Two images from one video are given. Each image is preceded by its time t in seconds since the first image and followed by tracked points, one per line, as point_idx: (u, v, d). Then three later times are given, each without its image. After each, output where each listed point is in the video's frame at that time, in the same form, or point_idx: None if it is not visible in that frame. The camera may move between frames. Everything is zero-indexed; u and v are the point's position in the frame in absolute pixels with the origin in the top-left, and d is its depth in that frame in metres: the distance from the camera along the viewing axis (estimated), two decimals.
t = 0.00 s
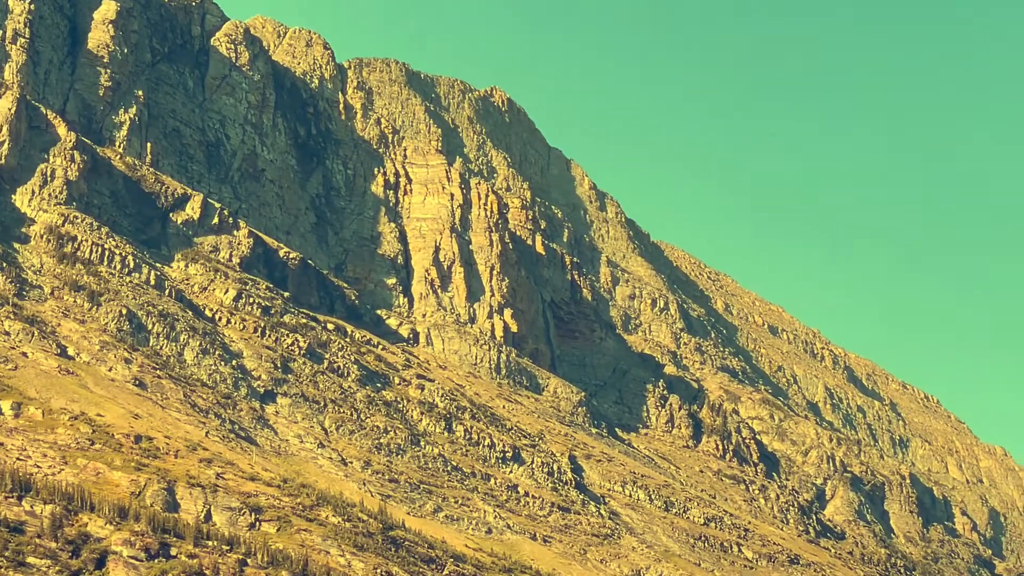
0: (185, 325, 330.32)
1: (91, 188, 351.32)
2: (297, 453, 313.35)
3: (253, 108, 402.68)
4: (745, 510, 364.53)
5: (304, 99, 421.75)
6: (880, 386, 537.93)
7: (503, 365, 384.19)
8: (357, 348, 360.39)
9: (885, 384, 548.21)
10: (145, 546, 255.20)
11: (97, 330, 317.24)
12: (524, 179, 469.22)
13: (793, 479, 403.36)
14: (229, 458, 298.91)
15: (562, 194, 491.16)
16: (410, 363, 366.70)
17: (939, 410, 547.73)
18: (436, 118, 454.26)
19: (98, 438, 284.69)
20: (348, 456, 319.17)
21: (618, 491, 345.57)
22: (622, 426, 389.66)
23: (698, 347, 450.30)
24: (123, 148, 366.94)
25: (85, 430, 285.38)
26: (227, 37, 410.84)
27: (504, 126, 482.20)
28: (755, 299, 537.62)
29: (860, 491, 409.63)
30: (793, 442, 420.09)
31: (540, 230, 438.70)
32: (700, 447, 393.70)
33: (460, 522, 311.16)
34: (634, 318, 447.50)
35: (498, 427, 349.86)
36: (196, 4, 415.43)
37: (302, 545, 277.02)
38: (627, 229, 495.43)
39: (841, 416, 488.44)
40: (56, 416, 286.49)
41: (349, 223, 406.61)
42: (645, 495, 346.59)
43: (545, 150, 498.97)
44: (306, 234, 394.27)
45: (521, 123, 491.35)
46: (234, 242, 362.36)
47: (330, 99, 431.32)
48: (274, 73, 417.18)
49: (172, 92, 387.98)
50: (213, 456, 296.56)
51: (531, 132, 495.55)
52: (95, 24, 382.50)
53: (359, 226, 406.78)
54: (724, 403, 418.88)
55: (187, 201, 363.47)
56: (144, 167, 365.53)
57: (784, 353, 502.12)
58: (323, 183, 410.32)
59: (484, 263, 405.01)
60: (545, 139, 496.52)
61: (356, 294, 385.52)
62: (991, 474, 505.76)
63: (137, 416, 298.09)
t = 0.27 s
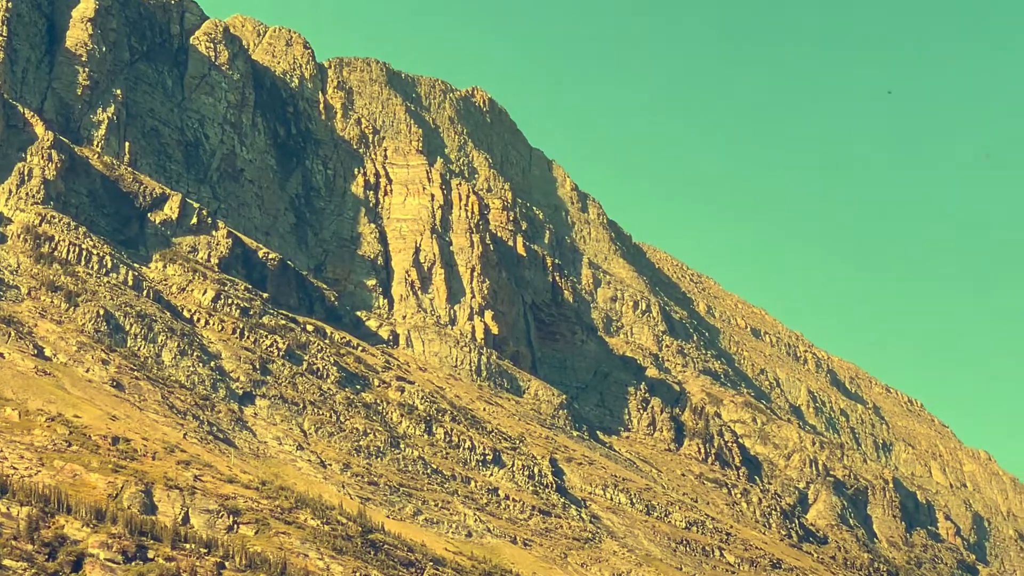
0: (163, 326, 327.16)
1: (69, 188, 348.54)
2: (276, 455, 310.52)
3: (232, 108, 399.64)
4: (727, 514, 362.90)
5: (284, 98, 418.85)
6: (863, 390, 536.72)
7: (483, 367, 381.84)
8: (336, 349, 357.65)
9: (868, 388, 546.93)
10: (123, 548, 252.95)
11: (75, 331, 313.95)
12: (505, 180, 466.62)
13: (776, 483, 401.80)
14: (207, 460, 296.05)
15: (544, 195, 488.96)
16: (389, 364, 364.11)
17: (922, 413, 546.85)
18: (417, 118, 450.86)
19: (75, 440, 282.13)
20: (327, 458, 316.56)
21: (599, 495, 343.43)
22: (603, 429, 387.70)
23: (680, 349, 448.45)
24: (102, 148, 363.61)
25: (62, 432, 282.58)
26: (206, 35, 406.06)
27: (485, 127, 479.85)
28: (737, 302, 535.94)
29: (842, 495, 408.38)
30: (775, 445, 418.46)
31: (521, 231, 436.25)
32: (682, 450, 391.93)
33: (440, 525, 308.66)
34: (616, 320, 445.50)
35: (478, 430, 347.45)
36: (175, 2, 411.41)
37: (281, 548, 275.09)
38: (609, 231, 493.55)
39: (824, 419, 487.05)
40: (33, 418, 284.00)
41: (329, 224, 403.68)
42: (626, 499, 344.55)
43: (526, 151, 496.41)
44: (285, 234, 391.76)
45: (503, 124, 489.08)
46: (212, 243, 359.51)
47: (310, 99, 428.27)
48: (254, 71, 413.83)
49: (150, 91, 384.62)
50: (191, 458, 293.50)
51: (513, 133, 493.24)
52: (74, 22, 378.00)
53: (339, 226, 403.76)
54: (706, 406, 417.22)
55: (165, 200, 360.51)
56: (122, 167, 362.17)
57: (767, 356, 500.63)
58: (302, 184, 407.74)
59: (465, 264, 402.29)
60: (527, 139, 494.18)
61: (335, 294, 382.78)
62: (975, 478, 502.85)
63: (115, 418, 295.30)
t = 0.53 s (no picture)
0: (134, 326, 319.42)
1: (38, 185, 340.03)
2: (249, 459, 303.69)
3: (205, 104, 392.15)
4: (708, 520, 357.43)
5: (258, 94, 411.35)
6: (848, 394, 531.77)
7: (461, 369, 375.23)
8: (311, 351, 350.64)
9: (853, 392, 542.11)
10: (92, 553, 247.21)
11: (43, 331, 306.30)
12: (484, 178, 459.52)
13: (758, 488, 396.39)
14: (179, 464, 288.96)
15: (523, 194, 482.26)
16: (365, 366, 357.32)
17: (908, 418, 542.20)
18: (394, 115, 444.82)
19: (43, 442, 275.60)
20: (301, 462, 309.81)
21: (578, 500, 337.27)
22: (583, 433, 381.48)
23: (662, 352, 442.69)
24: (71, 144, 356.18)
25: (30, 434, 275.92)
26: (179, 30, 398.81)
27: (463, 124, 472.58)
28: (720, 304, 530.39)
29: (827, 500, 403.32)
30: (758, 450, 412.93)
31: (500, 230, 429.15)
32: (663, 454, 386.07)
33: (416, 531, 302.08)
34: (596, 321, 439.40)
35: (455, 434, 340.93)
36: None
37: (253, 553, 267.94)
38: (589, 230, 487.14)
39: (808, 422, 481.79)
40: None
41: (304, 222, 396.34)
42: (607, 504, 338.43)
43: (506, 148, 488.84)
44: (259, 233, 384.84)
45: (481, 121, 481.69)
46: (184, 242, 352.31)
47: (285, 95, 421.16)
48: (228, 67, 406.49)
49: (122, 86, 376.89)
50: (162, 461, 286.24)
51: (492, 130, 485.44)
52: (43, 15, 369.53)
53: (314, 224, 396.66)
54: (688, 409, 411.32)
55: (136, 198, 352.37)
56: (93, 163, 354.75)
57: (750, 359, 495.20)
58: (276, 181, 400.56)
59: (442, 264, 395.43)
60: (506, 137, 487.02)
61: (310, 295, 375.71)
62: (961, 484, 502.04)
63: (84, 420, 288.47)
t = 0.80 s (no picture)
0: (108, 325, 311.69)
1: (9, 181, 331.42)
2: (225, 461, 297.29)
3: (180, 98, 384.82)
4: (693, 524, 351.57)
5: (235, 89, 404.54)
6: (836, 395, 526.44)
7: (441, 370, 368.88)
8: (288, 351, 343.89)
9: (842, 393, 536.84)
10: (63, 557, 240.88)
11: (13, 330, 299.05)
12: (465, 175, 452.45)
13: (744, 492, 391.14)
14: (153, 466, 282.04)
15: (505, 191, 475.66)
16: (344, 366, 350.74)
17: (897, 420, 537.25)
18: (374, 110, 437.30)
19: (14, 443, 269.19)
20: (279, 464, 303.34)
21: (561, 503, 331.06)
22: (565, 435, 375.64)
23: (646, 353, 437.17)
24: (43, 139, 348.68)
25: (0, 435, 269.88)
26: (155, 22, 391.94)
27: (444, 119, 465.63)
28: (705, 303, 524.68)
29: (814, 504, 398.63)
30: (744, 452, 407.44)
31: (481, 228, 421.97)
32: (647, 457, 380.60)
33: (395, 535, 295.57)
34: (580, 321, 433.43)
35: (436, 435, 334.51)
36: None
37: (228, 558, 261.36)
38: (573, 228, 479.72)
39: (795, 425, 476.43)
40: None
41: (281, 220, 390.45)
42: (590, 508, 332.57)
43: (487, 144, 480.65)
44: (235, 230, 378.40)
45: (463, 117, 474.84)
46: (158, 239, 344.90)
47: (262, 90, 413.67)
48: (204, 60, 398.64)
49: (95, 80, 369.25)
50: (136, 463, 279.43)
51: (474, 125, 479.17)
52: (15, 8, 362.09)
53: (292, 222, 390.69)
54: (672, 411, 405.43)
55: (110, 195, 345.17)
56: (65, 159, 347.38)
57: (737, 359, 489.67)
58: (253, 178, 394.30)
59: (423, 263, 388.23)
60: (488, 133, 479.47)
61: (288, 293, 369.28)
62: (951, 487, 499.07)
63: (56, 421, 282.07)
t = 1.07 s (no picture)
0: (82, 321, 307.08)
1: None
2: (200, 459, 292.10)
3: (156, 92, 379.81)
4: (675, 524, 347.62)
5: (212, 82, 399.31)
6: (820, 394, 523.09)
7: (420, 368, 364.40)
8: (265, 348, 338.91)
9: (826, 392, 533.60)
10: (36, 557, 235.64)
11: None
12: (445, 170, 448.09)
13: (727, 492, 387.38)
14: (128, 465, 276.80)
15: (486, 187, 470.83)
16: (321, 364, 345.93)
17: (882, 419, 534.22)
18: (352, 104, 432.82)
19: None
20: (255, 463, 298.37)
21: (542, 503, 326.93)
22: (546, 434, 371.41)
23: (628, 351, 433.00)
24: (16, 132, 342.42)
25: None
26: (130, 15, 386.88)
27: (424, 114, 461.66)
28: (688, 300, 520.89)
29: (798, 505, 394.96)
30: (727, 452, 403.61)
31: (462, 224, 417.34)
32: (628, 456, 376.41)
33: (373, 535, 290.95)
34: (561, 319, 429.11)
35: (415, 434, 330.10)
36: None
37: (204, 558, 256.49)
38: (554, 224, 475.92)
39: (779, 424, 472.87)
40: None
41: (258, 215, 385.37)
42: (571, 508, 328.25)
43: (468, 139, 477.41)
44: (212, 226, 373.02)
45: (443, 111, 470.57)
46: (133, 234, 339.70)
47: (239, 83, 408.96)
48: (180, 53, 394.18)
49: (69, 72, 364.27)
50: (110, 462, 274.24)
51: (454, 120, 474.72)
52: None
53: (269, 217, 385.83)
54: (654, 409, 401.55)
55: (84, 189, 340.35)
56: (38, 153, 341.49)
57: (720, 358, 485.94)
58: (230, 172, 389.07)
59: (402, 259, 382.98)
60: (468, 128, 475.28)
61: (265, 290, 364.45)
62: (936, 488, 495.42)
63: (28, 419, 276.25)
